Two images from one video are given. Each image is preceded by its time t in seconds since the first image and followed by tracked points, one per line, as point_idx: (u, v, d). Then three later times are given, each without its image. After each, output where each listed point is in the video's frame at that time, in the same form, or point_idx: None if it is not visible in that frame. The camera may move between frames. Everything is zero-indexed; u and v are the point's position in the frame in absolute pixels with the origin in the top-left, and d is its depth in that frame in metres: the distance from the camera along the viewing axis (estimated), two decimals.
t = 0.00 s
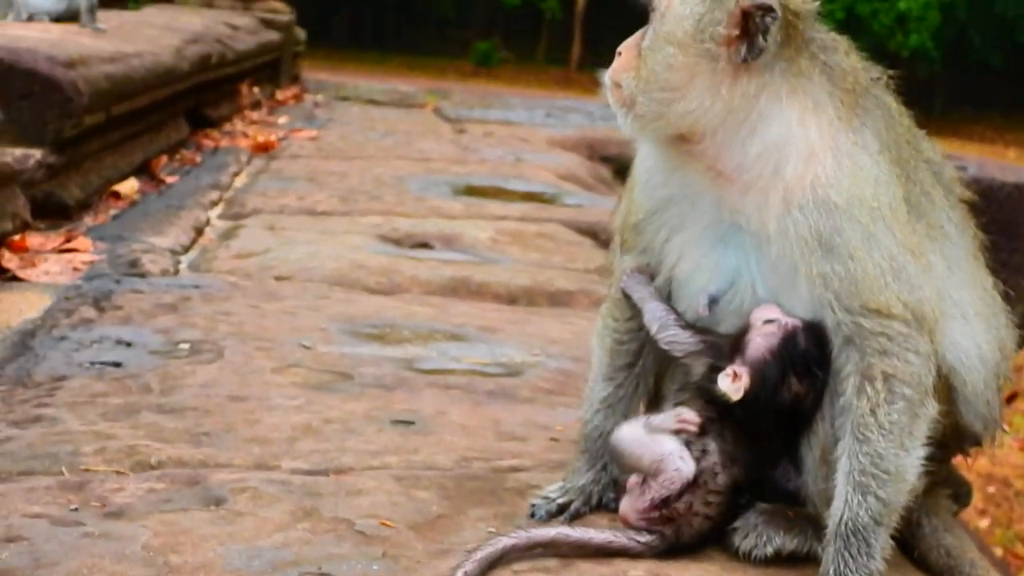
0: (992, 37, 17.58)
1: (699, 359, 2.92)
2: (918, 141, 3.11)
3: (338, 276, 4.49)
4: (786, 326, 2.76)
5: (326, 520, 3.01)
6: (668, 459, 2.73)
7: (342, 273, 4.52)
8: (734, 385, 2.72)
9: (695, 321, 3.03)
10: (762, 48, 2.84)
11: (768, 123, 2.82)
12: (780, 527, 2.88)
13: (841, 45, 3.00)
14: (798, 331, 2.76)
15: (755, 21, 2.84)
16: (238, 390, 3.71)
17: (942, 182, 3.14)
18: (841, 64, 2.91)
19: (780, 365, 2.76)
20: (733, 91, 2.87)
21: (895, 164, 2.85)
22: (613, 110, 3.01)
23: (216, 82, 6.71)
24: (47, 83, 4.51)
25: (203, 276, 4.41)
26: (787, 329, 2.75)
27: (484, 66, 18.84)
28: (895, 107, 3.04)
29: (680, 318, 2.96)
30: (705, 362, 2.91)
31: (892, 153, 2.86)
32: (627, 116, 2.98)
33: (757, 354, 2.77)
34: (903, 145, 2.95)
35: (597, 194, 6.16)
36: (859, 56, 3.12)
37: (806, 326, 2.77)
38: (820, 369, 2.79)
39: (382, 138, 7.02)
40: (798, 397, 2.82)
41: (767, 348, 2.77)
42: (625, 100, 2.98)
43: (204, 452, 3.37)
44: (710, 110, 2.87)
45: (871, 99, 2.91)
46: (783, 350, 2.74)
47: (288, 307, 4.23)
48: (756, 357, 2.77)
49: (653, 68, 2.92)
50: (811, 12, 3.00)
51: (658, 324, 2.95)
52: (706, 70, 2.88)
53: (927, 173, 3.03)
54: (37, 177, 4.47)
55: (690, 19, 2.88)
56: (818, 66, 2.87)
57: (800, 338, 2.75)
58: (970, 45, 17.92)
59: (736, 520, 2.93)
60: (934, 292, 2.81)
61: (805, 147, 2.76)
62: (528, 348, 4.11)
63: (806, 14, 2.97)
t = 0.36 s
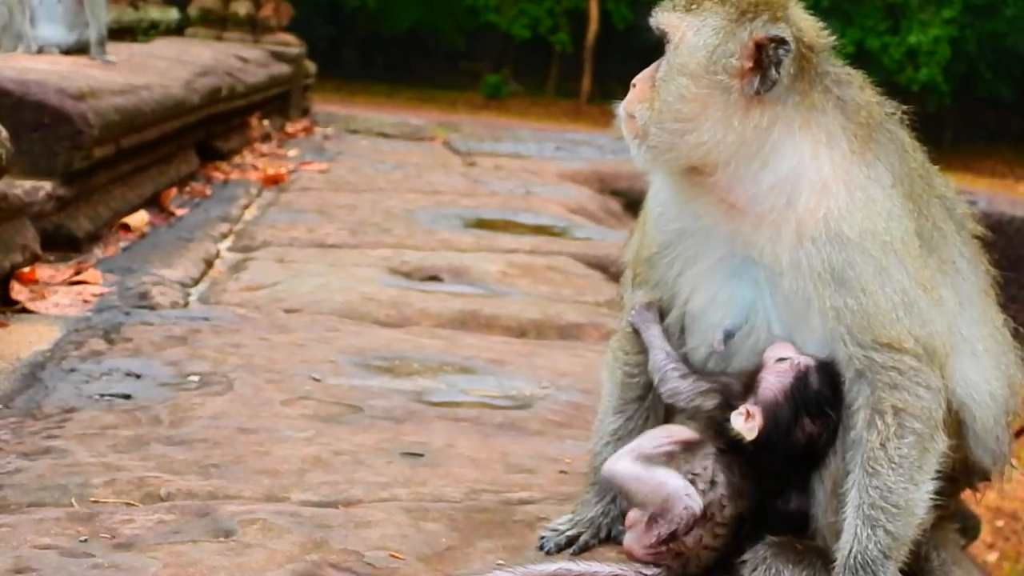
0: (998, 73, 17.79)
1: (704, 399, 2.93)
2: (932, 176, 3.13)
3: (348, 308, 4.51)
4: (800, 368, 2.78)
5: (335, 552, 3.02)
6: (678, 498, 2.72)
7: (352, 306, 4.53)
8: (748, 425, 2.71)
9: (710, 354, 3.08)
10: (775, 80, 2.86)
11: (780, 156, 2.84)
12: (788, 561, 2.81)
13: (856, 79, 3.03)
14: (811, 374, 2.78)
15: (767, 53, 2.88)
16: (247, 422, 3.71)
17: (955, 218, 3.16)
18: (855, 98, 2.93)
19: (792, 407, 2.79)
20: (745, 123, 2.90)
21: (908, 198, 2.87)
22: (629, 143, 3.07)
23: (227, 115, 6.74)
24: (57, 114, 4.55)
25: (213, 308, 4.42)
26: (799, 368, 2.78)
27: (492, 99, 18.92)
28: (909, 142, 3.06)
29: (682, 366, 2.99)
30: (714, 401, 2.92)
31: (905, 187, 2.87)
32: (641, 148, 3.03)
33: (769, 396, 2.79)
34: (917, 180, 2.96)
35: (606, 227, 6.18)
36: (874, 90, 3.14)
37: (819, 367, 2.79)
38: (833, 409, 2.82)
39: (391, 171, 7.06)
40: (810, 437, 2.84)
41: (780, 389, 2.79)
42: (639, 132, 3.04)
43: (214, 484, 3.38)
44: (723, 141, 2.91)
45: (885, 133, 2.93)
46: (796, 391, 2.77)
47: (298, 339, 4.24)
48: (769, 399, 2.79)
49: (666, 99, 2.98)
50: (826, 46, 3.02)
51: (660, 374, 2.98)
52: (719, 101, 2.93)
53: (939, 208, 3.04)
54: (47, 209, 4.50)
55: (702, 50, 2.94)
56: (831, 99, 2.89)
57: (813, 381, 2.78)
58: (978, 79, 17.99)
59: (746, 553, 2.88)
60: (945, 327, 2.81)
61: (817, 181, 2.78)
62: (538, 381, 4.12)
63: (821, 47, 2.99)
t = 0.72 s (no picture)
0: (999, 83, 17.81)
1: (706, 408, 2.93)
2: (939, 182, 3.14)
3: (351, 313, 4.50)
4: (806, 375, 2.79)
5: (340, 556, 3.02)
6: (694, 511, 2.75)
7: (356, 310, 4.52)
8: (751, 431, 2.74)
9: (713, 358, 3.09)
10: (783, 84, 2.87)
11: (787, 161, 2.84)
12: (793, 566, 2.81)
13: (864, 85, 3.03)
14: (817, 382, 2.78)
15: (775, 57, 2.88)
16: (251, 426, 3.71)
17: (962, 225, 3.16)
18: (862, 104, 2.93)
19: (797, 413, 2.80)
20: (752, 128, 2.90)
21: (915, 203, 2.87)
22: (636, 147, 3.08)
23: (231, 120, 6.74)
24: (62, 118, 4.55)
25: (217, 312, 4.41)
26: (804, 375, 2.79)
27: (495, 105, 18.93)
28: (916, 148, 3.06)
29: (683, 374, 2.99)
30: (717, 410, 2.92)
31: (912, 193, 2.87)
32: (648, 152, 3.04)
33: (774, 402, 2.81)
34: (924, 186, 2.96)
35: (610, 233, 6.18)
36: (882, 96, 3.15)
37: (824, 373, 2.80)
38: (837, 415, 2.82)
39: (395, 176, 7.06)
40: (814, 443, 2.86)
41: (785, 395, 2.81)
42: (645, 136, 3.05)
43: (218, 488, 3.38)
44: (730, 145, 2.91)
45: (892, 139, 2.94)
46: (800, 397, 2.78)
47: (301, 343, 4.23)
48: (773, 405, 2.81)
49: (673, 102, 2.98)
50: (834, 52, 3.03)
51: (660, 381, 2.99)
52: (726, 105, 2.93)
53: (946, 215, 3.04)
54: (51, 212, 4.50)
55: (709, 54, 2.95)
56: (838, 105, 2.90)
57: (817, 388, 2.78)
58: (980, 88, 18.01)
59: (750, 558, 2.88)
60: (951, 333, 2.81)
61: (824, 185, 2.78)
62: (542, 386, 4.11)
63: (828, 53, 2.99)
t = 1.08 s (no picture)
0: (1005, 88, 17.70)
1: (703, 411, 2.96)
2: (946, 184, 3.13)
3: (355, 316, 4.50)
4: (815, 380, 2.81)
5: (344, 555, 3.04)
6: (690, 502, 2.74)
7: (360, 313, 4.52)
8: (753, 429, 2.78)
9: (717, 358, 3.12)
10: (792, 83, 2.86)
11: (795, 160, 2.84)
12: (796, 566, 2.81)
13: (873, 86, 3.02)
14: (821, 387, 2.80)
15: (785, 56, 2.87)
16: (255, 428, 3.71)
17: (969, 228, 3.15)
18: (872, 105, 2.93)
19: (802, 415, 2.83)
20: (760, 126, 2.90)
21: (922, 204, 2.86)
22: (644, 143, 3.07)
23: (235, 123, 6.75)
24: (66, 122, 4.57)
25: (221, 315, 4.41)
26: (814, 378, 2.81)
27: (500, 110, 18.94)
28: (923, 150, 3.06)
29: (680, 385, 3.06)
30: (711, 411, 2.95)
31: (919, 194, 2.87)
32: (656, 149, 3.03)
33: (781, 401, 2.84)
34: (931, 188, 2.96)
35: (614, 236, 6.17)
36: (890, 97, 3.14)
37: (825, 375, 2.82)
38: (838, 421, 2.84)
39: (399, 180, 7.06)
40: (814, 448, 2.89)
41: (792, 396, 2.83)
42: (654, 133, 3.04)
43: (222, 489, 3.39)
44: (737, 143, 2.91)
45: (900, 140, 2.93)
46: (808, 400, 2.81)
47: (306, 345, 4.23)
48: (779, 404, 2.84)
49: (682, 99, 2.97)
50: (843, 52, 3.02)
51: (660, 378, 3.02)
52: (734, 103, 2.92)
53: (953, 218, 3.03)
54: (55, 216, 4.51)
55: (719, 52, 2.94)
56: (847, 105, 2.89)
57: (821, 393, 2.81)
58: (984, 93, 18.00)
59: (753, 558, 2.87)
60: (957, 335, 2.81)
61: (832, 184, 2.77)
62: (546, 388, 4.11)
63: (838, 53, 2.99)
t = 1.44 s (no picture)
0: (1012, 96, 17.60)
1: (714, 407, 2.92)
2: (946, 183, 3.09)
3: (359, 316, 4.49)
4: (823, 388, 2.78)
5: (343, 555, 3.03)
6: (679, 507, 2.77)
7: (363, 313, 4.51)
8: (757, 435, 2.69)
9: (719, 359, 3.05)
10: (781, 82, 2.84)
11: (789, 159, 2.81)
12: (797, 566, 2.80)
13: (869, 84, 2.99)
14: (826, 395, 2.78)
15: (774, 55, 2.86)
16: (257, 427, 3.69)
17: (971, 227, 3.11)
18: (866, 103, 2.90)
19: (806, 422, 2.79)
20: (752, 125, 2.87)
21: (920, 203, 2.83)
22: (640, 146, 3.07)
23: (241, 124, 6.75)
24: (70, 122, 4.58)
25: (224, 315, 4.40)
26: (819, 387, 2.77)
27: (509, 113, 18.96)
28: (923, 149, 3.02)
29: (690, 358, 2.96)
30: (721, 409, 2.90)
31: (916, 193, 2.83)
32: (651, 150, 3.03)
33: (786, 409, 2.77)
34: (930, 187, 2.92)
35: (620, 238, 6.16)
36: (888, 96, 3.11)
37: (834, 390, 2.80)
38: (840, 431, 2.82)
39: (405, 181, 7.06)
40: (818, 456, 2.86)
41: (797, 404, 2.77)
42: (648, 134, 3.04)
43: (222, 488, 3.37)
44: (730, 143, 2.89)
45: (896, 138, 2.90)
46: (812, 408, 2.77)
47: (308, 345, 4.22)
48: (784, 413, 2.77)
49: (674, 99, 2.96)
50: (837, 50, 2.99)
51: (667, 360, 2.95)
52: (726, 102, 2.90)
53: (954, 218, 3.00)
54: (59, 215, 4.50)
55: (709, 52, 2.92)
56: (840, 104, 2.86)
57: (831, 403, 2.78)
58: (994, 97, 17.96)
59: (754, 558, 2.88)
60: (956, 334, 2.78)
61: (826, 183, 2.75)
62: (548, 388, 4.09)
63: (830, 50, 2.96)
